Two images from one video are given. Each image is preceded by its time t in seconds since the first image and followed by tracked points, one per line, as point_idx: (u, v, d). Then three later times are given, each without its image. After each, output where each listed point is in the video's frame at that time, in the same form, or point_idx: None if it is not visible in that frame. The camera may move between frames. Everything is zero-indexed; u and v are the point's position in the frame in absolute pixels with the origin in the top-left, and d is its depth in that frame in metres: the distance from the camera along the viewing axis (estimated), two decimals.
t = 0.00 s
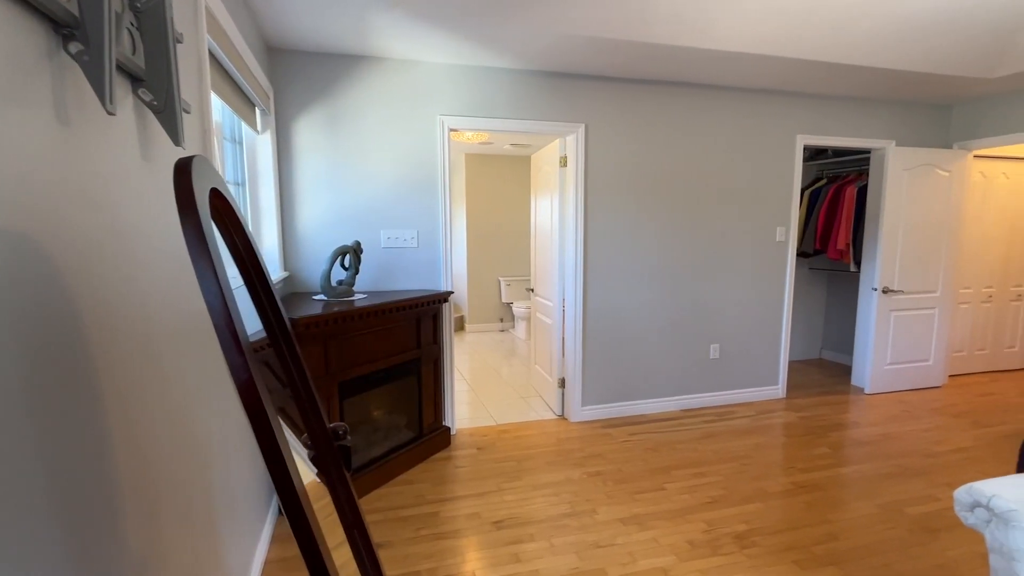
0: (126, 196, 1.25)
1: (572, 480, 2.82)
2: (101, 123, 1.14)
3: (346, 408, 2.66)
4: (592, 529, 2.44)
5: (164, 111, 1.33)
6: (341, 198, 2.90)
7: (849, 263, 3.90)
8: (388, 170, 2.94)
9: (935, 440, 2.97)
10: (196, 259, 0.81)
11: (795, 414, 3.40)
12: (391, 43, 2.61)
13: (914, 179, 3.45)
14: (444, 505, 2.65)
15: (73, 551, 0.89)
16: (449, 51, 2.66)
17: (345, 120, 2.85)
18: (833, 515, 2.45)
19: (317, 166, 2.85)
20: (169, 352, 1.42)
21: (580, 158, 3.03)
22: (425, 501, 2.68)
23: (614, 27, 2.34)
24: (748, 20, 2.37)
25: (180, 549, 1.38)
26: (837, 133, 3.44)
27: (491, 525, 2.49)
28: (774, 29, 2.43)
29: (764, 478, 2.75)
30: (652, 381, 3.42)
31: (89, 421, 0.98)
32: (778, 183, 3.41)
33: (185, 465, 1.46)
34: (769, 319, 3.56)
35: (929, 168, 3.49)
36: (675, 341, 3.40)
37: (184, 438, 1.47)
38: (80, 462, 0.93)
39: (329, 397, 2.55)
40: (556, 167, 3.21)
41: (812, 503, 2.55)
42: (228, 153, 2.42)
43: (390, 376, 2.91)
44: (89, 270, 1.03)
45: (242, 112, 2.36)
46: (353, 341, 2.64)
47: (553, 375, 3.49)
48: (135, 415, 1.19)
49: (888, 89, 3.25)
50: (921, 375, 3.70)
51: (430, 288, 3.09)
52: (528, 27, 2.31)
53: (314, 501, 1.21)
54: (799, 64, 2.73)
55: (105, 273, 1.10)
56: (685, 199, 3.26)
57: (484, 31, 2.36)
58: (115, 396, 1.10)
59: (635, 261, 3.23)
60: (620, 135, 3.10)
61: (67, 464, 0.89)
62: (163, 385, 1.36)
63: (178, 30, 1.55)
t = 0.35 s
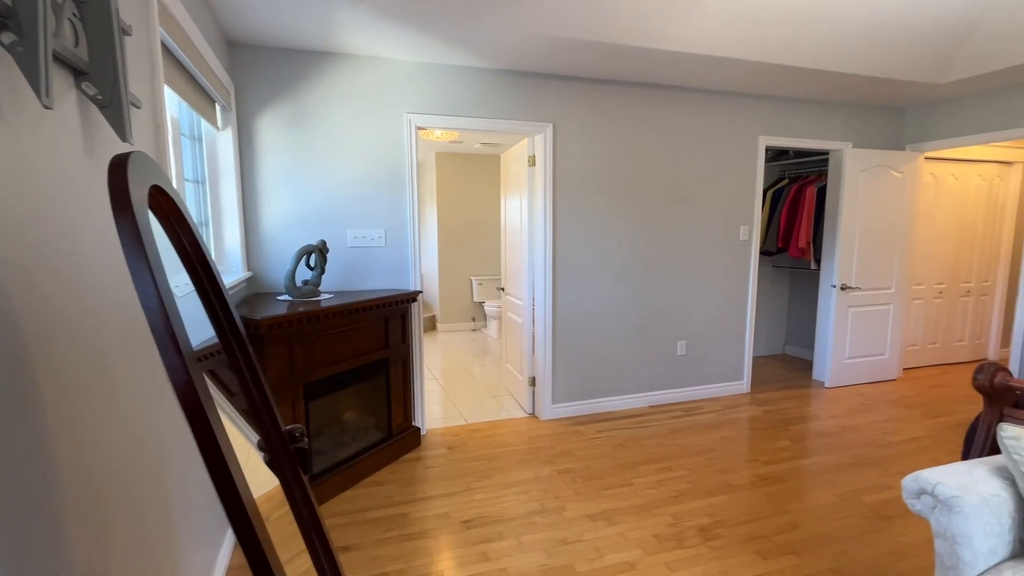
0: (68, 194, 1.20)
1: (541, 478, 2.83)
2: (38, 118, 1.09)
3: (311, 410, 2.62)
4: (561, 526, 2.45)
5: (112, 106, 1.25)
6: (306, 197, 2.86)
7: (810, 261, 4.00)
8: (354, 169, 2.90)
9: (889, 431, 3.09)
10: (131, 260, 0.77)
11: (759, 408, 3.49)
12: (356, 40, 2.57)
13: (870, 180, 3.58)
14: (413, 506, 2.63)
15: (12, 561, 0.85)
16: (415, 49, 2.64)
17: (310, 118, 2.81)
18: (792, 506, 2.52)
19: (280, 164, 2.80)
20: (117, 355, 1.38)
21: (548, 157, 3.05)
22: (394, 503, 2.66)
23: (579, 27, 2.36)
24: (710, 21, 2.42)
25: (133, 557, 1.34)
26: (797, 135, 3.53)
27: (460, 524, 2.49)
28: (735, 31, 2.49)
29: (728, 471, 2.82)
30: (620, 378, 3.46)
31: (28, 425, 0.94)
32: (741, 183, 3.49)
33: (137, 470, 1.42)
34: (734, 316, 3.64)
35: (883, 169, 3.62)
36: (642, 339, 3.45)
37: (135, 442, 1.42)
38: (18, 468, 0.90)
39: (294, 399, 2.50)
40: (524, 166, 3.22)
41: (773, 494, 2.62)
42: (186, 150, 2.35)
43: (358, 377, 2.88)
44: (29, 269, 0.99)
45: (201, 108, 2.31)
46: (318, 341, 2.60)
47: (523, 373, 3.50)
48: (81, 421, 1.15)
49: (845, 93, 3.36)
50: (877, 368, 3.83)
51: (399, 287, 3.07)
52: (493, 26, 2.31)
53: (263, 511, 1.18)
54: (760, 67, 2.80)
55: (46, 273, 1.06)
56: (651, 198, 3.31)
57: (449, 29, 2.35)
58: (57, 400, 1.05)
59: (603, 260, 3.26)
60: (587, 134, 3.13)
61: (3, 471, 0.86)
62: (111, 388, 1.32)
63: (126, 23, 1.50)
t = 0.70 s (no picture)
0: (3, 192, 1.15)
1: (507, 476, 2.84)
2: None
3: (271, 413, 2.56)
4: (525, 523, 2.47)
5: (47, 100, 1.16)
6: (265, 195, 2.79)
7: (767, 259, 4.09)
8: (315, 167, 2.85)
9: (840, 421, 3.22)
10: (55, 259, 0.73)
11: (719, 402, 3.58)
12: (315, 35, 2.53)
13: (822, 180, 3.72)
14: (378, 507, 2.60)
15: None
16: (376, 45, 2.62)
17: (267, 114, 2.75)
18: (749, 496, 2.60)
19: (237, 161, 2.73)
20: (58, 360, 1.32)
21: (512, 156, 3.06)
22: (358, 505, 2.62)
23: (540, 27, 2.38)
24: (667, 23, 2.48)
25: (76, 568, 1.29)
26: (754, 136, 3.64)
27: (425, 524, 2.47)
28: (693, 34, 2.56)
29: (689, 464, 2.89)
30: (586, 375, 3.50)
31: None
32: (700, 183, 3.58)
33: (81, 478, 1.36)
34: (696, 313, 3.73)
35: (834, 170, 3.77)
36: (607, 336, 3.50)
37: (78, 449, 1.37)
38: None
39: (252, 402, 2.44)
40: (488, 165, 3.22)
41: (731, 486, 2.70)
42: (136, 146, 2.27)
43: (320, 378, 2.83)
44: None
45: (152, 103, 2.23)
46: (278, 343, 2.55)
47: (489, 372, 3.51)
48: (18, 427, 1.10)
49: (797, 96, 3.49)
50: (830, 362, 3.99)
51: (362, 286, 3.03)
52: (454, 24, 2.31)
53: (207, 526, 1.08)
54: (716, 69, 2.88)
55: None
56: (614, 198, 3.36)
57: (410, 26, 2.34)
58: None
59: (568, 258, 3.30)
60: (550, 134, 3.16)
61: None
62: (51, 393, 1.26)
63: (64, 13, 1.44)
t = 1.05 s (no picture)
0: None
1: (468, 475, 2.85)
2: None
3: (222, 417, 2.48)
4: (486, 521, 2.47)
5: None
6: (214, 192, 2.70)
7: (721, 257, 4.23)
8: (267, 164, 2.78)
9: (789, 412, 3.35)
10: None
11: (676, 397, 3.68)
12: (266, 29, 2.47)
13: (771, 180, 3.86)
14: (336, 511, 2.56)
15: None
16: (331, 41, 2.58)
17: (216, 109, 2.66)
18: (703, 486, 2.69)
19: (185, 157, 2.63)
20: None
21: (471, 155, 3.07)
22: (315, 509, 2.57)
23: (497, 26, 2.39)
24: (622, 24, 2.53)
25: None
26: (706, 138, 3.76)
27: (385, 526, 2.45)
28: (646, 35, 2.62)
29: (647, 457, 2.96)
30: (547, 373, 3.54)
31: None
32: (657, 183, 3.67)
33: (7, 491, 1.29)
34: (653, 309, 3.82)
35: (783, 171, 3.92)
36: (568, 333, 3.54)
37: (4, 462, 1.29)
38: None
39: (203, 407, 2.36)
40: (447, 164, 3.22)
41: (686, 477, 2.78)
42: (73, 142, 2.16)
43: (275, 381, 2.76)
44: None
45: (90, 97, 2.13)
46: (230, 345, 2.47)
47: (451, 371, 3.50)
48: None
49: (747, 99, 3.62)
50: (781, 355, 4.15)
51: (318, 286, 2.98)
52: (410, 21, 2.30)
53: (143, 548, 0.92)
54: (670, 71, 2.96)
55: None
56: (573, 197, 3.40)
57: (364, 21, 2.31)
58: None
59: (528, 256, 3.32)
60: (509, 133, 3.18)
61: None
62: None
63: None
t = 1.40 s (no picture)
0: None
1: (426, 475, 2.83)
2: None
3: (166, 424, 2.39)
4: (443, 521, 2.47)
5: None
6: (155, 190, 2.59)
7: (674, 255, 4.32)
8: (212, 161, 2.69)
9: (738, 404, 3.49)
10: None
11: (632, 392, 3.76)
12: (210, 21, 2.39)
13: (720, 181, 3.99)
14: (289, 517, 2.50)
15: None
16: (279, 35, 2.51)
17: (157, 102, 2.55)
18: (656, 479, 2.76)
19: (122, 152, 2.50)
20: None
21: (426, 153, 3.05)
22: (267, 515, 2.50)
23: (450, 24, 2.40)
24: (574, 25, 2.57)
25: None
26: (658, 139, 3.86)
27: (339, 530, 2.40)
28: (597, 36, 2.67)
29: (602, 452, 3.02)
30: (505, 371, 3.55)
31: None
32: (611, 183, 3.75)
33: None
34: (609, 307, 3.90)
35: (731, 172, 4.06)
36: (525, 331, 3.57)
37: None
38: None
39: (144, 414, 2.26)
40: (402, 162, 3.19)
41: (640, 470, 2.85)
42: None
43: (223, 385, 2.68)
44: None
45: (16, 88, 2.01)
46: (174, 348, 2.38)
47: (408, 371, 3.47)
48: None
49: (695, 102, 3.74)
50: (731, 349, 4.30)
51: (268, 287, 2.90)
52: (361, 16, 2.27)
53: None
54: (620, 73, 3.03)
55: None
56: (529, 196, 3.44)
57: (313, 15, 2.27)
58: None
59: (485, 255, 3.33)
60: (464, 132, 3.18)
61: None
62: None
63: None
